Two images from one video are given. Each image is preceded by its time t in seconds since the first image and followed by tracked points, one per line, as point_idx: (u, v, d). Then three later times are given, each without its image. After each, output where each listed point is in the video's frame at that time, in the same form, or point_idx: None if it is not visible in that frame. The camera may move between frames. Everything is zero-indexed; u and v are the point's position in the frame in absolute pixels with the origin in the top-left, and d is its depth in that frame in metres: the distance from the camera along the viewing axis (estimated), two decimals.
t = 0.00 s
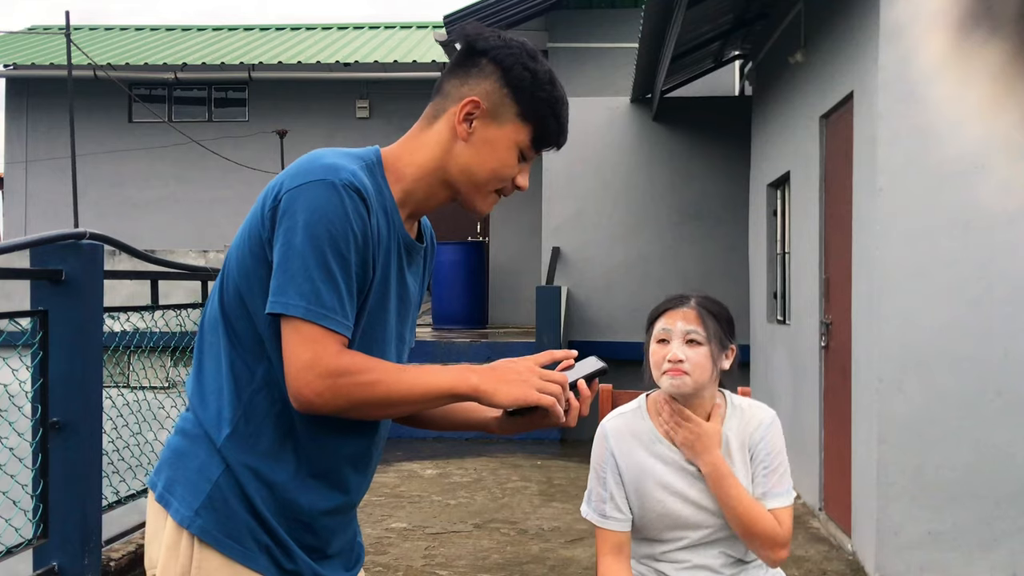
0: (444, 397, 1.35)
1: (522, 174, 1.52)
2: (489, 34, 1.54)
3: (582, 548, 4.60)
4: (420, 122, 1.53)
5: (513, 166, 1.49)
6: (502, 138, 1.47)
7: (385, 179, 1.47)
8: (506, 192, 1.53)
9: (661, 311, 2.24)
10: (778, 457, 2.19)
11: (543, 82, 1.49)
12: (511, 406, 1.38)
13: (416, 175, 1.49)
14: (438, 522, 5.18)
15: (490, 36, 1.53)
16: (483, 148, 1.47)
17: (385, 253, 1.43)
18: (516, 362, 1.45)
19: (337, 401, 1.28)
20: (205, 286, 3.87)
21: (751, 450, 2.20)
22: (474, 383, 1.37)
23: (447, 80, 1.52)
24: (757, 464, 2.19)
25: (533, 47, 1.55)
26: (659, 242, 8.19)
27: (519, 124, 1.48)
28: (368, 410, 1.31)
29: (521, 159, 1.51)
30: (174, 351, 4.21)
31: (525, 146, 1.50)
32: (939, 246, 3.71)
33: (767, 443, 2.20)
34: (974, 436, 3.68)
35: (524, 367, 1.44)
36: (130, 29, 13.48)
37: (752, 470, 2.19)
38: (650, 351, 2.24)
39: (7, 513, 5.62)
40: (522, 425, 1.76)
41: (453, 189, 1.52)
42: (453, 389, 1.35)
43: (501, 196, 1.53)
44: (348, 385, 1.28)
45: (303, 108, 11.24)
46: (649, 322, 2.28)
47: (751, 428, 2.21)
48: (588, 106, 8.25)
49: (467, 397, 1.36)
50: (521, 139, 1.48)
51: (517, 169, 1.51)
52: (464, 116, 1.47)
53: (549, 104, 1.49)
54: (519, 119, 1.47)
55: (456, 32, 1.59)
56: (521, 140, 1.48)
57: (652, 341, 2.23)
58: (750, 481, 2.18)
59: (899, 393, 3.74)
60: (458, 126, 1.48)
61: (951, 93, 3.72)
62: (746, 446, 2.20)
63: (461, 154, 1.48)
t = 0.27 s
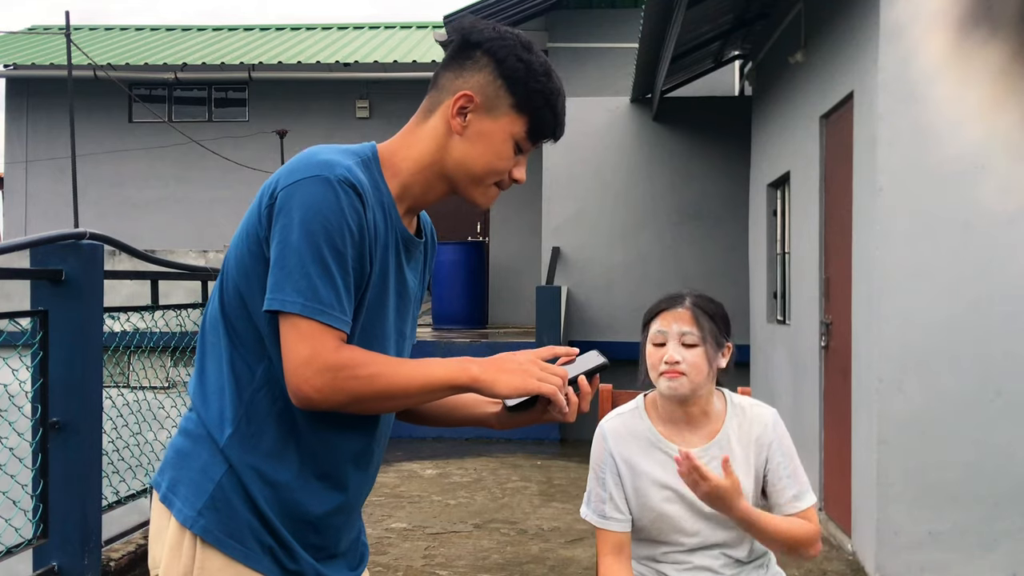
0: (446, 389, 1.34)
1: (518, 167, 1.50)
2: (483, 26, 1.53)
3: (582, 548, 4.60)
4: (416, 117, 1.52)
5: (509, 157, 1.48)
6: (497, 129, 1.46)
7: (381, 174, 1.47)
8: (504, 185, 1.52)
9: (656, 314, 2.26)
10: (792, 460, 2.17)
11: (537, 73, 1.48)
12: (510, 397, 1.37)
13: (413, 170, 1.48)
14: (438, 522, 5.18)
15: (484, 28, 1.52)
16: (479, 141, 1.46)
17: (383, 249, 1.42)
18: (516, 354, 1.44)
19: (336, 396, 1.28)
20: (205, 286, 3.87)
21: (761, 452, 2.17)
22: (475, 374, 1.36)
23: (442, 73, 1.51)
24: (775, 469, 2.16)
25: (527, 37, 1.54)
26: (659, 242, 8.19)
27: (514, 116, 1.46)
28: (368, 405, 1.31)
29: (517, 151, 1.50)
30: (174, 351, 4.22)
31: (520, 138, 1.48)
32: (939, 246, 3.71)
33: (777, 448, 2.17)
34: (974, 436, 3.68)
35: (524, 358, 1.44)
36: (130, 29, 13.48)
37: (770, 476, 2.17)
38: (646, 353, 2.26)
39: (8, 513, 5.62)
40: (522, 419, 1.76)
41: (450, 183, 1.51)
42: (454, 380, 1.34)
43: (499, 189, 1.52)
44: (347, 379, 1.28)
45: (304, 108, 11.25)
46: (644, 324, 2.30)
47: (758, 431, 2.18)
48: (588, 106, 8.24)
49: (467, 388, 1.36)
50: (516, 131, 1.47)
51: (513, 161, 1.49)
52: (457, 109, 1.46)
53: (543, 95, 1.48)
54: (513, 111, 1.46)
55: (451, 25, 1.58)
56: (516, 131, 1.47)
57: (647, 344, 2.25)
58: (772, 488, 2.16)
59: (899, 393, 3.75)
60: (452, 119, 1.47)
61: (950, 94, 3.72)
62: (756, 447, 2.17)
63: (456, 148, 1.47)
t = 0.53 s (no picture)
0: (444, 385, 1.34)
1: (513, 159, 1.49)
2: (476, 18, 1.52)
3: (583, 548, 4.60)
4: (410, 111, 1.51)
5: (503, 150, 1.47)
6: (491, 122, 1.45)
7: (376, 169, 1.46)
8: (499, 178, 1.51)
9: (668, 326, 2.19)
10: (785, 463, 2.17)
11: (530, 65, 1.47)
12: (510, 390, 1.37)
13: (408, 165, 1.47)
14: (438, 522, 5.18)
15: (475, 21, 1.51)
16: (473, 134, 1.45)
17: (381, 245, 1.42)
18: (516, 349, 1.44)
19: (336, 394, 1.28)
20: (205, 286, 3.87)
21: (758, 452, 2.18)
22: (475, 370, 1.36)
23: (434, 66, 1.50)
24: (768, 472, 2.16)
25: (519, 28, 1.52)
26: (659, 242, 8.19)
27: (508, 108, 1.45)
28: (368, 401, 1.31)
29: (511, 143, 1.48)
30: (174, 351, 4.21)
31: (514, 130, 1.47)
32: (938, 246, 3.71)
33: (774, 450, 2.17)
34: (974, 437, 3.68)
35: (523, 352, 1.44)
36: (130, 29, 13.48)
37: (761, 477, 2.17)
38: (658, 364, 2.20)
39: (8, 513, 5.62)
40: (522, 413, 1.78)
41: (445, 176, 1.50)
42: (452, 376, 1.34)
43: (494, 182, 1.51)
44: (345, 376, 1.27)
45: (303, 109, 11.25)
46: (653, 333, 2.23)
47: (758, 433, 2.19)
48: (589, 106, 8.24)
49: (467, 382, 1.36)
50: (510, 123, 1.45)
51: (507, 153, 1.48)
52: (451, 103, 1.45)
53: (536, 86, 1.47)
54: (507, 103, 1.45)
55: (443, 19, 1.56)
56: (510, 124, 1.46)
57: (660, 356, 2.19)
58: (760, 489, 2.17)
59: (899, 393, 3.75)
60: (446, 113, 1.45)
61: (950, 94, 3.72)
62: (753, 448, 2.18)
63: (451, 141, 1.46)
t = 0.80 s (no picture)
0: (444, 375, 1.33)
1: (506, 144, 1.47)
2: (462, 6, 1.50)
3: (583, 548, 4.60)
4: (401, 102, 1.50)
5: (495, 136, 1.45)
6: (481, 108, 1.43)
7: (369, 162, 1.45)
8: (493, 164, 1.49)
9: (666, 321, 2.21)
10: (783, 462, 2.16)
11: (518, 49, 1.45)
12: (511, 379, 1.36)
13: (401, 154, 1.46)
14: (438, 522, 5.18)
15: (462, 8, 1.50)
16: (464, 120, 1.43)
17: (378, 238, 1.42)
18: (517, 337, 1.43)
19: (336, 387, 1.27)
20: (205, 286, 3.87)
21: (756, 451, 2.17)
22: (474, 359, 1.35)
23: (423, 55, 1.49)
24: (766, 470, 2.15)
25: (506, 13, 1.51)
26: (659, 242, 8.19)
27: (498, 93, 1.43)
28: (367, 393, 1.30)
29: (503, 128, 1.46)
30: (174, 351, 4.21)
31: (506, 115, 1.45)
32: (939, 246, 3.71)
33: (773, 449, 2.17)
34: (975, 437, 3.68)
35: (523, 340, 1.43)
36: (130, 29, 13.48)
37: (758, 476, 2.16)
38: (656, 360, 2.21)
39: (8, 513, 5.62)
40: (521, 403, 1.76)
41: (438, 164, 1.49)
42: (452, 366, 1.33)
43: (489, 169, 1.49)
44: (343, 369, 1.27)
45: (303, 109, 11.25)
46: (652, 329, 2.25)
47: (757, 432, 2.19)
48: (589, 106, 8.24)
49: (467, 373, 1.35)
50: (500, 108, 1.44)
51: (500, 138, 1.46)
52: (440, 91, 1.43)
53: (525, 69, 1.45)
54: (496, 88, 1.43)
55: (430, 9, 1.55)
56: (501, 109, 1.44)
57: (657, 353, 2.20)
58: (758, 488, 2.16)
59: (899, 394, 3.75)
60: (435, 101, 1.44)
61: (950, 94, 3.72)
62: (752, 447, 2.17)
63: (443, 128, 1.44)
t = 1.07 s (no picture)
0: (443, 367, 1.32)
1: (501, 130, 1.46)
2: None
3: (582, 548, 4.60)
4: (393, 95, 1.49)
5: (490, 122, 1.44)
6: (474, 94, 1.42)
7: (365, 155, 1.45)
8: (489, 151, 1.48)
9: (660, 317, 2.22)
10: (784, 463, 2.15)
11: (507, 33, 1.44)
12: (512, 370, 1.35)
13: (396, 145, 1.46)
14: (438, 522, 5.18)
15: None
16: (457, 108, 1.43)
17: (378, 233, 1.41)
18: (518, 330, 1.42)
19: (335, 382, 1.27)
20: (205, 286, 3.87)
21: (755, 452, 2.16)
22: (473, 351, 1.34)
23: (413, 45, 1.48)
24: (768, 472, 2.14)
25: None
26: (659, 242, 8.19)
27: (490, 79, 1.42)
28: (367, 387, 1.29)
29: (498, 114, 1.45)
30: (174, 351, 4.21)
31: (499, 100, 1.44)
32: (939, 246, 3.71)
33: (773, 450, 2.15)
34: (975, 436, 3.68)
35: (524, 331, 1.42)
36: (130, 29, 13.48)
37: (760, 477, 2.15)
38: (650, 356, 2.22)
39: (7, 513, 5.63)
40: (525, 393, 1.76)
41: (434, 154, 1.48)
42: (452, 358, 1.32)
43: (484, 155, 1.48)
44: (342, 363, 1.26)
45: (303, 109, 11.25)
46: (647, 326, 2.25)
47: (756, 432, 2.16)
48: (589, 106, 8.24)
49: (468, 364, 1.34)
50: (494, 94, 1.42)
51: (495, 124, 1.45)
52: (431, 80, 1.43)
53: (515, 53, 1.44)
54: (488, 75, 1.42)
55: None
56: (494, 94, 1.43)
57: (652, 349, 2.21)
58: (759, 489, 2.14)
59: (898, 393, 3.74)
60: (427, 90, 1.43)
61: (950, 94, 3.72)
62: (751, 448, 2.15)
63: (436, 117, 1.44)
